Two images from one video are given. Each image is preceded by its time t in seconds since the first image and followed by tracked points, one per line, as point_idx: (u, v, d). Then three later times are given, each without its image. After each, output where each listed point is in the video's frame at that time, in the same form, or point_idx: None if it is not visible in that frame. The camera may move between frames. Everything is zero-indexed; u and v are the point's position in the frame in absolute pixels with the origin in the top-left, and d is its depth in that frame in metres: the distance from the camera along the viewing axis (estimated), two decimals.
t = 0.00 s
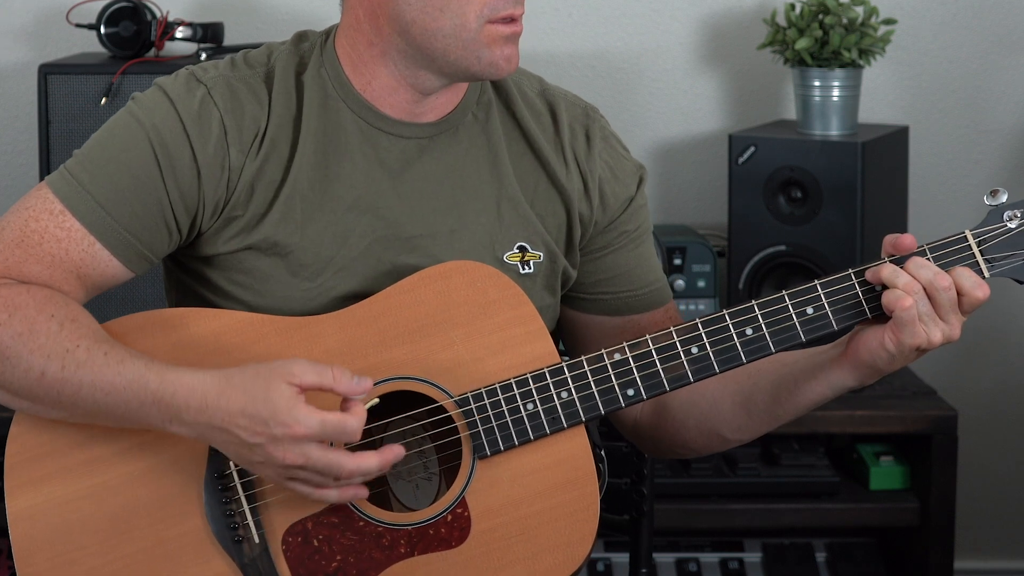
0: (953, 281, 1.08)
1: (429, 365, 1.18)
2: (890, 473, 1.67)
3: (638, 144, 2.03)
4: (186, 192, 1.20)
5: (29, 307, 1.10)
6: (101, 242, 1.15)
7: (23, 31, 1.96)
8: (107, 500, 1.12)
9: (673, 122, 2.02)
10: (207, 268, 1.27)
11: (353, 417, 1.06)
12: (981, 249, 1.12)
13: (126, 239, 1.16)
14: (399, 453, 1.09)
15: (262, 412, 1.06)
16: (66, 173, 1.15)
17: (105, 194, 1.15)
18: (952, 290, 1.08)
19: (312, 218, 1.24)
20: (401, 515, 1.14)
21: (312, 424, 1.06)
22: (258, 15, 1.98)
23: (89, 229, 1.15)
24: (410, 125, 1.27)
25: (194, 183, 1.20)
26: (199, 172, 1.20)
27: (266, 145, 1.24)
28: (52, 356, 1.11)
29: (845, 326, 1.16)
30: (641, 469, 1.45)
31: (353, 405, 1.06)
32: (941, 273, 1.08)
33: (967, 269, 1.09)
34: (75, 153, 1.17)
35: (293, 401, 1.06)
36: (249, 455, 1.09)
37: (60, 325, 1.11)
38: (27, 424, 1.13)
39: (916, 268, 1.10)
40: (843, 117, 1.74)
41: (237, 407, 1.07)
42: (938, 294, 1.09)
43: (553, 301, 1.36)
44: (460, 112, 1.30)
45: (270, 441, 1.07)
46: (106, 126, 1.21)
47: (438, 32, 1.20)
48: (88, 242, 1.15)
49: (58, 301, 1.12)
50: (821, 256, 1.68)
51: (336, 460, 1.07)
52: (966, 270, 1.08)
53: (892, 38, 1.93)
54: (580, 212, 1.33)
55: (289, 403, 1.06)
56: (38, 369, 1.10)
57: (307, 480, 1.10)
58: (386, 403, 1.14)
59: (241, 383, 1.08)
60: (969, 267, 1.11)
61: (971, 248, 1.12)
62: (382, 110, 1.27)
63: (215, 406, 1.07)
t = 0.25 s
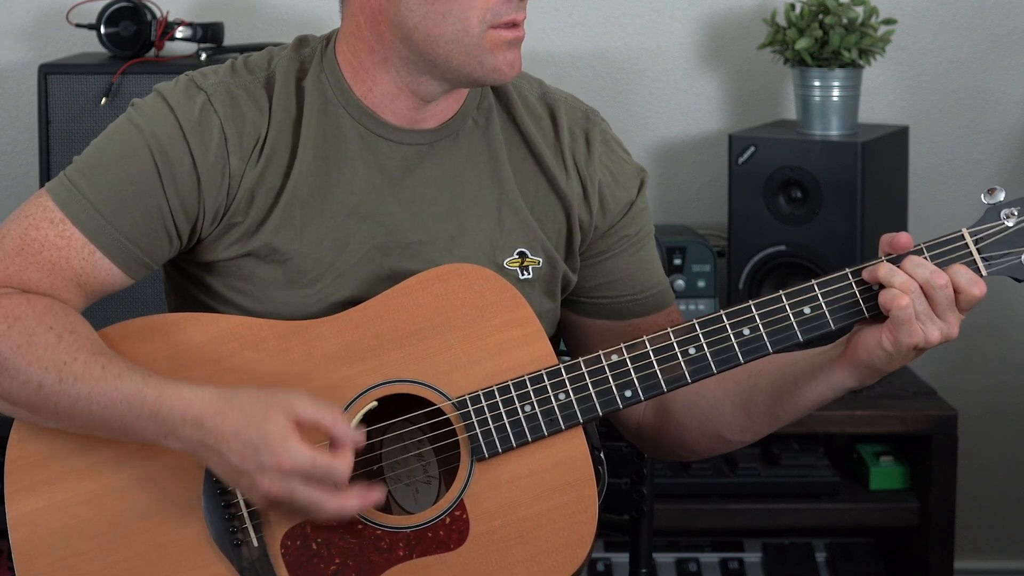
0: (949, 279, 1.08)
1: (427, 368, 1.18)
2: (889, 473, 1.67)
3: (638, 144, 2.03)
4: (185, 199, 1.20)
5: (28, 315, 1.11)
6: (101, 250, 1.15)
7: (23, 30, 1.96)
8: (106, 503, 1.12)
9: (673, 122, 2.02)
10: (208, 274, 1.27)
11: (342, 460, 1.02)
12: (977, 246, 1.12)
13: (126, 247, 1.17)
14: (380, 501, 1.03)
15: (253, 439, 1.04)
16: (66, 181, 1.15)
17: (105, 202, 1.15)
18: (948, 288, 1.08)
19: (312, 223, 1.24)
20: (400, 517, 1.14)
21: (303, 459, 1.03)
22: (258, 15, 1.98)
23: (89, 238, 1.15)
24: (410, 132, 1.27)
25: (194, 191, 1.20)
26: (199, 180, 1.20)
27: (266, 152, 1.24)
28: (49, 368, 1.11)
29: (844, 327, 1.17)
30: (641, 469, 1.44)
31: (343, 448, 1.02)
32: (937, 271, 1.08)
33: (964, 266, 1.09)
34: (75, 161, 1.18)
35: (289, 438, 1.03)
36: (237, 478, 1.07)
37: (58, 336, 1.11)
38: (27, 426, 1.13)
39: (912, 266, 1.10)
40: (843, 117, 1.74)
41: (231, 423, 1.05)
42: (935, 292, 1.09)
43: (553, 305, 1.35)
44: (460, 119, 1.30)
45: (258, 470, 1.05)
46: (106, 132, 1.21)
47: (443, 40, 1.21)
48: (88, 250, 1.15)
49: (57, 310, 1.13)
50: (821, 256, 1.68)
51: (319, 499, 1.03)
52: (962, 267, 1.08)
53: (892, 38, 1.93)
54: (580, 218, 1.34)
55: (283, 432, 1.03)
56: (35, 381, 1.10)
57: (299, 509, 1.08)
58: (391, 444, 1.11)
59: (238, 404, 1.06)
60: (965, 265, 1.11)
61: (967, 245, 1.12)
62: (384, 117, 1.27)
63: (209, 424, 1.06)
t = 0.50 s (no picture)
0: (958, 288, 1.08)
1: (429, 370, 1.18)
2: (890, 473, 1.67)
3: (638, 143, 2.03)
4: (191, 190, 1.20)
5: (30, 320, 1.11)
6: (106, 241, 1.15)
7: (22, 30, 1.96)
8: (107, 504, 1.12)
9: (673, 122, 2.02)
10: (211, 266, 1.27)
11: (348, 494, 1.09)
12: (988, 255, 1.12)
13: (131, 239, 1.17)
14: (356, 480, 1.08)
15: (262, 470, 1.09)
16: (71, 172, 1.15)
17: (110, 193, 1.15)
18: (957, 297, 1.08)
19: (316, 219, 1.24)
20: (403, 521, 1.14)
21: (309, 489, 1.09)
22: (258, 15, 1.98)
23: (94, 229, 1.15)
24: (414, 125, 1.27)
25: (199, 181, 1.20)
26: (205, 170, 1.20)
27: (271, 143, 1.24)
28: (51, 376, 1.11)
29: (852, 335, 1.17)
30: (641, 469, 1.45)
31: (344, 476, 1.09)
32: (946, 280, 1.08)
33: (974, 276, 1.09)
34: (79, 152, 1.18)
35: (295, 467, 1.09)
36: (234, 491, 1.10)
37: (60, 344, 1.12)
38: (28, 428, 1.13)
39: (922, 275, 1.10)
40: (843, 117, 1.74)
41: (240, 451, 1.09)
42: (944, 302, 1.09)
43: (556, 303, 1.36)
44: (463, 113, 1.30)
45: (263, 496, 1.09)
46: (111, 123, 1.21)
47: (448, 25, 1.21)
48: (92, 242, 1.15)
49: (60, 316, 1.13)
50: (820, 256, 1.68)
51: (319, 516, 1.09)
52: (971, 277, 1.09)
53: (892, 38, 1.93)
54: (584, 215, 1.34)
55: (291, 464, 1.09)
56: (35, 387, 1.10)
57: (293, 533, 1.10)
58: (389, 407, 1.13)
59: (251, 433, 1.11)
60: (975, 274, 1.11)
61: (977, 254, 1.12)
62: (389, 109, 1.27)
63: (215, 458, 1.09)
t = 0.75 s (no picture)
0: (950, 279, 1.09)
1: (428, 368, 1.18)
2: (889, 473, 1.67)
3: (638, 143, 2.03)
4: (189, 192, 1.20)
5: (29, 316, 1.11)
6: (104, 244, 1.16)
7: (23, 31, 1.96)
8: (106, 502, 1.12)
9: (673, 122, 2.02)
10: (210, 268, 1.27)
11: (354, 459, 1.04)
12: (979, 247, 1.12)
13: (130, 242, 1.17)
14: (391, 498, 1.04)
15: (261, 440, 1.05)
16: (69, 175, 1.15)
17: (108, 196, 1.15)
18: (950, 289, 1.09)
19: (314, 223, 1.24)
20: (401, 518, 1.14)
21: (314, 459, 1.05)
22: (258, 15, 1.98)
23: (92, 232, 1.15)
24: (412, 129, 1.27)
25: (197, 185, 1.20)
26: (202, 174, 1.20)
27: (270, 146, 1.24)
28: (50, 368, 1.11)
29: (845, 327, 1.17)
30: (641, 469, 1.45)
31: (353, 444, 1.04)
32: (938, 272, 1.09)
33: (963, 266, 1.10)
34: (77, 155, 1.18)
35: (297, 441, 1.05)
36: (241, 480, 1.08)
37: (58, 337, 1.11)
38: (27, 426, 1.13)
39: (914, 266, 1.10)
40: (843, 117, 1.74)
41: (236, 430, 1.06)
42: (936, 292, 1.09)
43: (554, 305, 1.36)
44: (463, 116, 1.30)
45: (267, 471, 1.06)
46: (109, 126, 1.21)
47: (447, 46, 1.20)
48: (91, 245, 1.15)
49: (60, 311, 1.13)
50: (821, 256, 1.68)
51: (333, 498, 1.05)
52: (961, 267, 1.09)
53: (892, 38, 1.93)
54: (582, 217, 1.34)
55: (292, 439, 1.05)
56: (34, 379, 1.10)
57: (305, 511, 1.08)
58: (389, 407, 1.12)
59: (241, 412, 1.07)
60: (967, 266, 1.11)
61: (969, 247, 1.12)
62: (386, 115, 1.27)
63: (212, 436, 1.07)
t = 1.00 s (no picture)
0: (950, 291, 1.08)
1: (426, 367, 1.18)
2: (889, 473, 1.67)
3: (638, 144, 2.03)
4: (191, 195, 1.20)
5: (37, 320, 1.11)
6: (106, 247, 1.16)
7: (23, 31, 1.96)
8: (105, 501, 1.12)
9: (673, 122, 2.02)
10: (210, 271, 1.27)
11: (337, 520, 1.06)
12: (973, 242, 1.12)
13: (132, 244, 1.17)
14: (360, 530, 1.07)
15: (262, 470, 1.05)
16: (71, 176, 1.15)
17: (110, 198, 1.15)
18: (950, 301, 1.08)
19: (314, 228, 1.24)
20: (397, 518, 1.14)
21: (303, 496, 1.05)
22: (258, 15, 1.98)
23: (94, 235, 1.15)
24: (412, 136, 1.27)
25: (199, 188, 1.20)
26: (204, 177, 1.20)
27: (272, 149, 1.24)
28: (55, 373, 1.11)
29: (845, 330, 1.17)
30: (641, 469, 1.44)
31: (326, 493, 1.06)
32: (938, 287, 1.08)
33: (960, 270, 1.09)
34: (79, 157, 1.17)
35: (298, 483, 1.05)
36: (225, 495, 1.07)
37: (66, 343, 1.12)
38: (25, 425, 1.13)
39: (914, 284, 1.09)
40: (843, 117, 1.74)
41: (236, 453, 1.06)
42: (937, 306, 1.09)
43: (553, 307, 1.36)
44: (460, 125, 1.30)
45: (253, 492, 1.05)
46: (111, 128, 1.21)
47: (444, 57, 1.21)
48: (94, 248, 1.15)
49: (67, 316, 1.13)
50: (820, 256, 1.68)
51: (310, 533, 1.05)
52: (954, 271, 1.09)
53: (892, 38, 1.93)
54: (582, 221, 1.34)
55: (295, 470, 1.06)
56: (39, 386, 1.10)
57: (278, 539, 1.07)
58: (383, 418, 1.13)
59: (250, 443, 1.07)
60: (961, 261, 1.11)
61: (963, 241, 1.12)
62: (386, 123, 1.27)
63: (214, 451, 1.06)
